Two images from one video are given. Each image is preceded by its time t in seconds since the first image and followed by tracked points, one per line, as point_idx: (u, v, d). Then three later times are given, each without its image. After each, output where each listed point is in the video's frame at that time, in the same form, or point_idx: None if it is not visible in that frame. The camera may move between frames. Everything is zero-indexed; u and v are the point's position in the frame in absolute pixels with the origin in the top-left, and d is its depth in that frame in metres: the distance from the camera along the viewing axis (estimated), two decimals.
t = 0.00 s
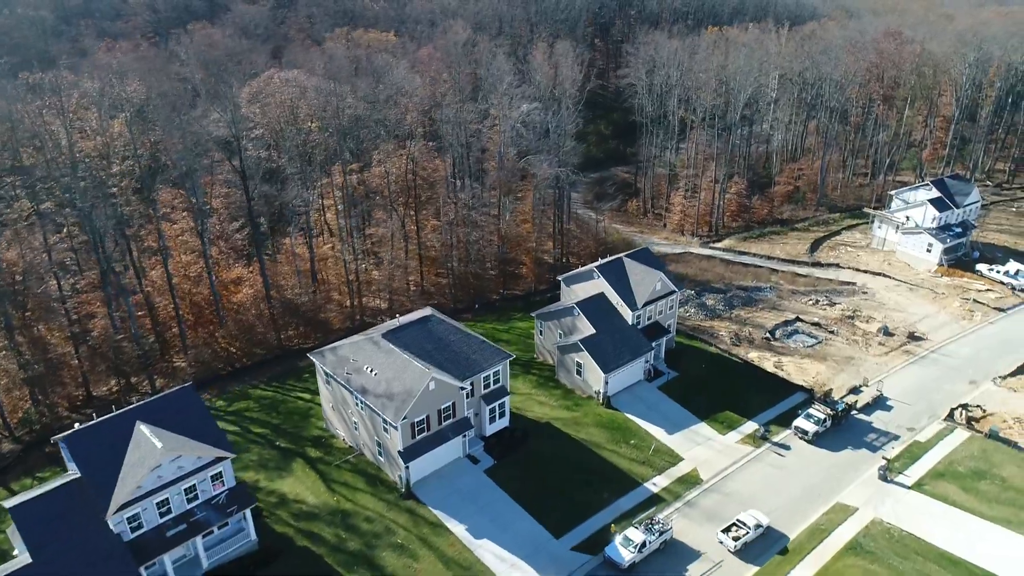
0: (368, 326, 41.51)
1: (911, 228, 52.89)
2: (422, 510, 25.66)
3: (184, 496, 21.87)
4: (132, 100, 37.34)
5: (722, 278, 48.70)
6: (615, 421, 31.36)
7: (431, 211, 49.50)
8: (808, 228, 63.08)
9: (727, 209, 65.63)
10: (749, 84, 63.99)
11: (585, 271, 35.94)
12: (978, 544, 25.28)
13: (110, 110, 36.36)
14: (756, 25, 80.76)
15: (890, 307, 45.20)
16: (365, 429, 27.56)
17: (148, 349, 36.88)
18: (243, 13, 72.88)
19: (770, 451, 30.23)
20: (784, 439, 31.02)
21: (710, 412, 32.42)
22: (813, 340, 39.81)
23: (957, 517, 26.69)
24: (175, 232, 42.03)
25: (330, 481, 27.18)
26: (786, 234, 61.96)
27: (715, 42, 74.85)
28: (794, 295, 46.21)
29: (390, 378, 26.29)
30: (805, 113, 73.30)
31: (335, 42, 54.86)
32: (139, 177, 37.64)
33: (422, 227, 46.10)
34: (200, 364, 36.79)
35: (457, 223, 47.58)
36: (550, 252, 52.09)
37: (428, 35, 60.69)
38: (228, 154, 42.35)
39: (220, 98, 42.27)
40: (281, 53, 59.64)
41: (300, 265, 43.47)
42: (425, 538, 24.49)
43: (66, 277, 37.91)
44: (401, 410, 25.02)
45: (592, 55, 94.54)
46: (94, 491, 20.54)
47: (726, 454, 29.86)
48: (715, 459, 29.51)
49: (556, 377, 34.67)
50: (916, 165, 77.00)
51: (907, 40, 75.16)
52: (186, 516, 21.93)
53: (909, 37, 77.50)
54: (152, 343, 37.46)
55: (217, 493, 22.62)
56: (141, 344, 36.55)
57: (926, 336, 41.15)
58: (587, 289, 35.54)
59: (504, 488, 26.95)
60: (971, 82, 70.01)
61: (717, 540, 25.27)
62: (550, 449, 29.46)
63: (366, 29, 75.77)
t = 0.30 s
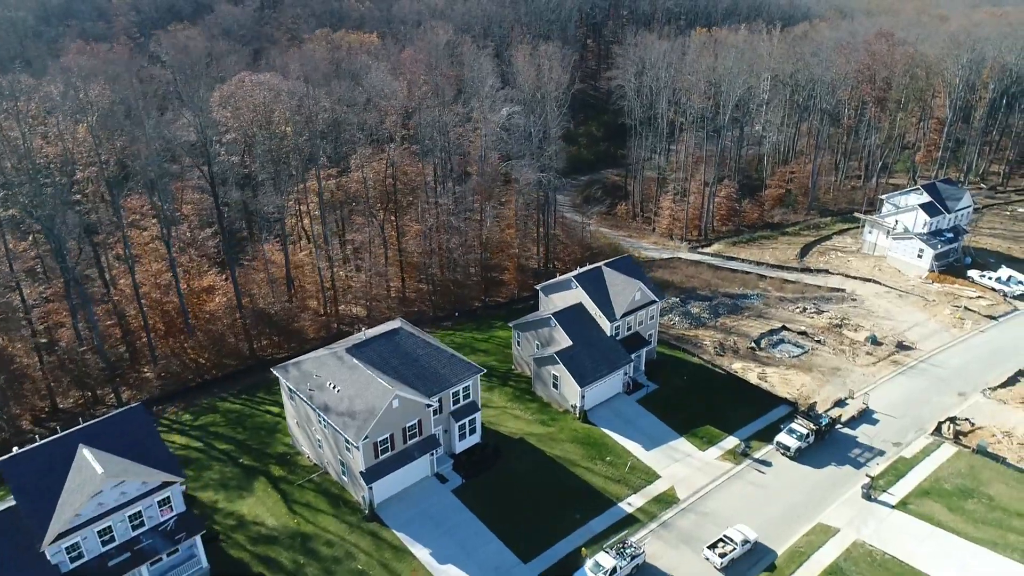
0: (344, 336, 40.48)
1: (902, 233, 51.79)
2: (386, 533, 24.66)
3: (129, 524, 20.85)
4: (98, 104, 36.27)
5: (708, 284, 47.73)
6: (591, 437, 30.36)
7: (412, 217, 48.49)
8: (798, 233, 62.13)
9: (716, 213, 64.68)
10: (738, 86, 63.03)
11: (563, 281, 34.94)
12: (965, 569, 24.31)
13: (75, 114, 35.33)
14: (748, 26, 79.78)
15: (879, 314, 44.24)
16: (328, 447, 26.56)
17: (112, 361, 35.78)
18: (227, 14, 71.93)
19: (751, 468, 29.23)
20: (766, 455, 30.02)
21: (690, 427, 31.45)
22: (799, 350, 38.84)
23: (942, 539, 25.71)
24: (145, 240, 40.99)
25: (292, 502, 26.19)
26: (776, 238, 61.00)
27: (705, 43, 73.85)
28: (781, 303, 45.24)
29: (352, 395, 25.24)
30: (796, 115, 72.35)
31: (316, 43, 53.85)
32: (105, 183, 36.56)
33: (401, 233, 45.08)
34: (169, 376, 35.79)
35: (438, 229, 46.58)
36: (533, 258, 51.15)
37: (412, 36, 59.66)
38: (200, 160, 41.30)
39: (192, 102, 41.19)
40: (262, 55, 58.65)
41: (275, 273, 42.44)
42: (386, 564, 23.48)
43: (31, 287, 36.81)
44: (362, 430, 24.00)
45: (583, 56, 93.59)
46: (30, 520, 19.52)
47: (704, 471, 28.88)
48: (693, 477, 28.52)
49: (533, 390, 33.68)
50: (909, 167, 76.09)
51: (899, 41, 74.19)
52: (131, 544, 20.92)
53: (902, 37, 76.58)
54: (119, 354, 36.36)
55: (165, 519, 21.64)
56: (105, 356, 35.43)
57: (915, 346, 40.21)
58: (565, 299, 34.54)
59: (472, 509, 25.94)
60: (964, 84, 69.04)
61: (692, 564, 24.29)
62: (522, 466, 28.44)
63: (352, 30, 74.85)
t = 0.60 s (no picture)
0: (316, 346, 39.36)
1: (892, 239, 50.69)
2: (341, 559, 23.58)
3: (62, 555, 19.84)
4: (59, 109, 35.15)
5: (693, 292, 46.63)
6: (563, 455, 29.29)
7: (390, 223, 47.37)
8: (787, 238, 61.03)
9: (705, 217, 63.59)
10: (727, 88, 61.87)
11: (537, 291, 33.84)
12: None
13: (34, 119, 34.22)
14: (739, 27, 78.69)
15: (867, 324, 43.15)
16: (285, 469, 25.48)
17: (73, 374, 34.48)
18: (209, 15, 70.68)
19: (728, 488, 28.17)
20: (744, 474, 28.95)
21: (666, 444, 30.39)
22: (783, 361, 37.78)
23: (924, 564, 24.66)
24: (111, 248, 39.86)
25: (246, 525, 25.15)
26: (765, 243, 59.89)
27: (695, 44, 72.73)
28: (767, 311, 44.09)
29: (307, 416, 24.15)
30: (787, 118, 71.26)
31: (294, 45, 52.71)
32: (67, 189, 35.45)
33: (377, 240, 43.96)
34: (125, 392, 34.53)
35: (415, 236, 45.48)
36: (515, 265, 50.08)
37: (394, 37, 58.48)
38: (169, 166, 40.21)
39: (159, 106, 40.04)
40: (241, 57, 57.47)
41: (246, 281, 41.31)
42: None
43: None
44: (316, 453, 22.94)
45: (573, 57, 92.46)
46: None
47: (679, 492, 27.80)
48: (667, 498, 27.46)
49: (505, 405, 32.61)
50: (902, 171, 74.98)
51: (892, 43, 73.06)
52: None
53: (895, 39, 75.49)
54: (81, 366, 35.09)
55: (103, 549, 20.62)
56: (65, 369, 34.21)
57: (903, 356, 39.14)
58: (539, 310, 33.45)
59: (434, 533, 24.87)
60: (957, 86, 67.92)
61: None
62: (489, 487, 27.36)
63: (336, 32, 73.67)
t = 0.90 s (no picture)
0: (288, 356, 38.36)
1: (882, 245, 49.68)
2: None
3: None
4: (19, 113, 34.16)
5: (677, 299, 45.64)
6: (535, 472, 28.30)
7: (369, 228, 46.39)
8: (777, 242, 60.04)
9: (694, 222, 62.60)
10: (716, 91, 60.85)
11: (511, 301, 32.80)
12: None
13: None
14: (730, 28, 77.69)
15: (855, 333, 42.16)
16: (241, 490, 24.45)
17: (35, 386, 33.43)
18: (193, 16, 69.72)
19: (704, 507, 27.16)
20: (721, 493, 27.96)
21: (642, 461, 29.37)
22: (767, 373, 36.78)
23: None
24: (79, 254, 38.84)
25: (200, 549, 24.17)
26: (755, 248, 58.89)
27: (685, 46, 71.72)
28: (753, 320, 43.06)
29: (261, 435, 23.14)
30: (779, 120, 70.26)
31: (273, 47, 51.72)
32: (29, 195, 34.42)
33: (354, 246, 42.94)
34: (87, 406, 33.48)
35: (393, 242, 44.48)
36: (497, 271, 49.08)
37: (377, 38, 57.44)
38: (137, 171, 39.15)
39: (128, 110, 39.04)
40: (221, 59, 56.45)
41: (217, 290, 40.29)
42: None
43: None
44: (268, 475, 21.94)
45: (564, 58, 91.40)
46: None
47: (653, 512, 26.78)
48: (640, 518, 26.44)
49: (477, 419, 31.60)
50: (896, 174, 73.97)
51: (885, 44, 72.00)
52: None
53: (888, 40, 74.49)
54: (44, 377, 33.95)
55: None
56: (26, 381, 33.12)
57: (890, 367, 38.14)
58: (513, 321, 32.42)
59: (394, 557, 23.86)
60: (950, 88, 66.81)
61: None
62: (455, 506, 26.34)
63: (321, 33, 72.75)
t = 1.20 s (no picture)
0: (257, 367, 37.32)
1: (872, 252, 48.56)
2: None
3: None
4: None
5: (661, 307, 44.61)
6: (501, 493, 27.23)
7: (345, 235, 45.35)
8: (767, 248, 58.94)
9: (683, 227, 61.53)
10: (704, 94, 59.74)
11: (482, 313, 31.76)
12: None
13: None
14: (722, 29, 76.65)
15: (841, 343, 41.08)
16: (189, 513, 23.38)
17: None
18: (176, 17, 68.80)
19: (676, 530, 26.08)
20: (694, 514, 26.88)
21: (614, 480, 28.32)
22: (748, 386, 35.73)
23: None
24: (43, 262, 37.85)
25: None
26: (744, 254, 57.80)
27: (676, 46, 70.57)
28: (737, 330, 41.97)
29: (208, 458, 22.08)
30: (770, 123, 69.18)
31: (251, 49, 50.76)
32: None
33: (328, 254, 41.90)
34: (45, 420, 32.42)
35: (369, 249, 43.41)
36: (478, 277, 48.05)
37: (360, 39, 56.44)
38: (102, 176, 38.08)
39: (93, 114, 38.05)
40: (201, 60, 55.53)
41: (188, 298, 39.33)
42: None
43: None
44: (211, 501, 20.90)
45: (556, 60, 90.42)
46: None
47: (622, 535, 25.71)
48: (609, 541, 25.36)
49: (446, 435, 30.55)
50: (890, 177, 72.79)
51: (878, 46, 70.80)
52: None
53: (882, 41, 73.36)
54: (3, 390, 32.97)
55: None
56: None
57: (876, 379, 37.06)
58: (484, 333, 31.39)
59: None
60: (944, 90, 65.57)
61: None
62: (417, 529, 25.29)
63: (306, 34, 71.71)
